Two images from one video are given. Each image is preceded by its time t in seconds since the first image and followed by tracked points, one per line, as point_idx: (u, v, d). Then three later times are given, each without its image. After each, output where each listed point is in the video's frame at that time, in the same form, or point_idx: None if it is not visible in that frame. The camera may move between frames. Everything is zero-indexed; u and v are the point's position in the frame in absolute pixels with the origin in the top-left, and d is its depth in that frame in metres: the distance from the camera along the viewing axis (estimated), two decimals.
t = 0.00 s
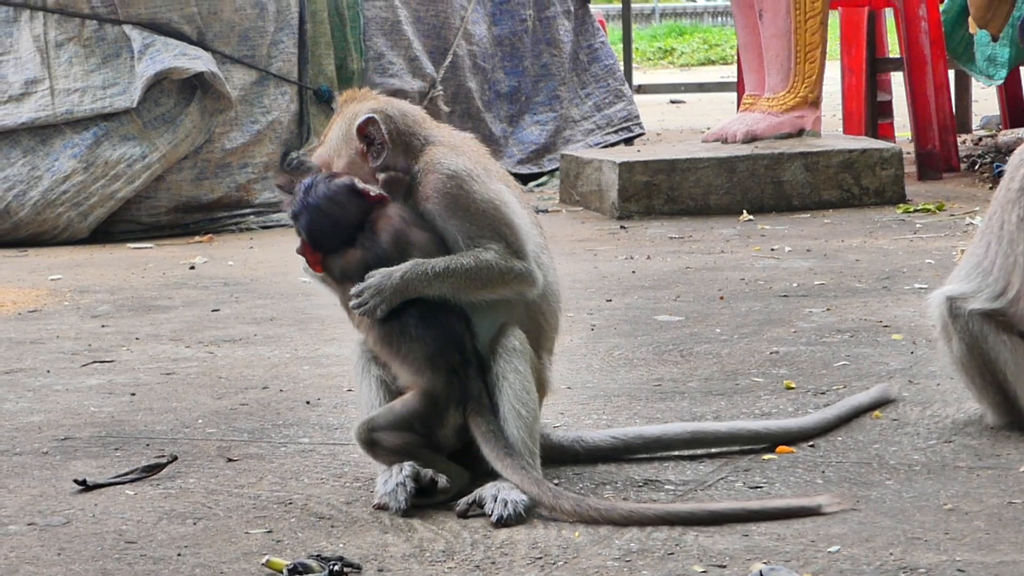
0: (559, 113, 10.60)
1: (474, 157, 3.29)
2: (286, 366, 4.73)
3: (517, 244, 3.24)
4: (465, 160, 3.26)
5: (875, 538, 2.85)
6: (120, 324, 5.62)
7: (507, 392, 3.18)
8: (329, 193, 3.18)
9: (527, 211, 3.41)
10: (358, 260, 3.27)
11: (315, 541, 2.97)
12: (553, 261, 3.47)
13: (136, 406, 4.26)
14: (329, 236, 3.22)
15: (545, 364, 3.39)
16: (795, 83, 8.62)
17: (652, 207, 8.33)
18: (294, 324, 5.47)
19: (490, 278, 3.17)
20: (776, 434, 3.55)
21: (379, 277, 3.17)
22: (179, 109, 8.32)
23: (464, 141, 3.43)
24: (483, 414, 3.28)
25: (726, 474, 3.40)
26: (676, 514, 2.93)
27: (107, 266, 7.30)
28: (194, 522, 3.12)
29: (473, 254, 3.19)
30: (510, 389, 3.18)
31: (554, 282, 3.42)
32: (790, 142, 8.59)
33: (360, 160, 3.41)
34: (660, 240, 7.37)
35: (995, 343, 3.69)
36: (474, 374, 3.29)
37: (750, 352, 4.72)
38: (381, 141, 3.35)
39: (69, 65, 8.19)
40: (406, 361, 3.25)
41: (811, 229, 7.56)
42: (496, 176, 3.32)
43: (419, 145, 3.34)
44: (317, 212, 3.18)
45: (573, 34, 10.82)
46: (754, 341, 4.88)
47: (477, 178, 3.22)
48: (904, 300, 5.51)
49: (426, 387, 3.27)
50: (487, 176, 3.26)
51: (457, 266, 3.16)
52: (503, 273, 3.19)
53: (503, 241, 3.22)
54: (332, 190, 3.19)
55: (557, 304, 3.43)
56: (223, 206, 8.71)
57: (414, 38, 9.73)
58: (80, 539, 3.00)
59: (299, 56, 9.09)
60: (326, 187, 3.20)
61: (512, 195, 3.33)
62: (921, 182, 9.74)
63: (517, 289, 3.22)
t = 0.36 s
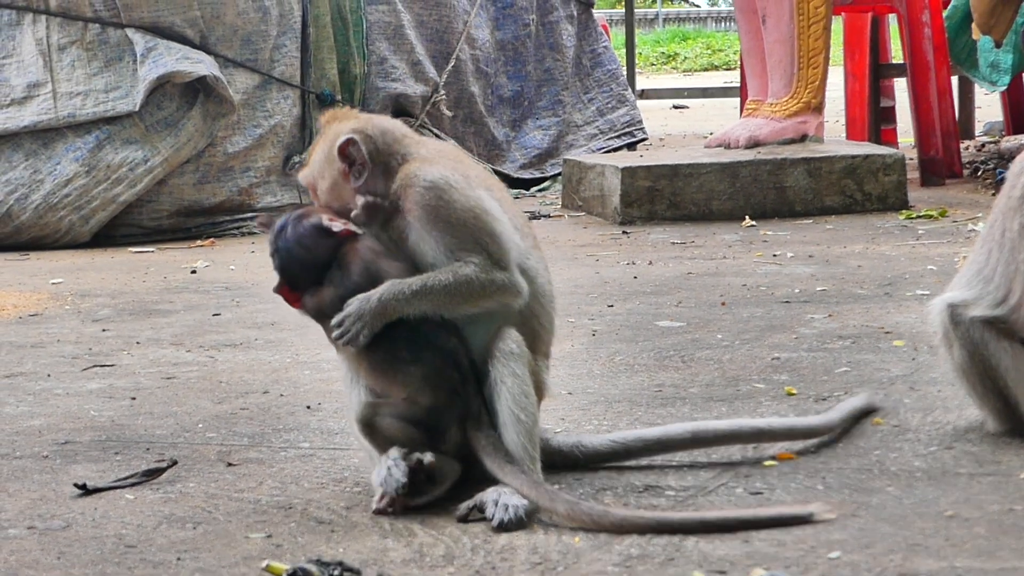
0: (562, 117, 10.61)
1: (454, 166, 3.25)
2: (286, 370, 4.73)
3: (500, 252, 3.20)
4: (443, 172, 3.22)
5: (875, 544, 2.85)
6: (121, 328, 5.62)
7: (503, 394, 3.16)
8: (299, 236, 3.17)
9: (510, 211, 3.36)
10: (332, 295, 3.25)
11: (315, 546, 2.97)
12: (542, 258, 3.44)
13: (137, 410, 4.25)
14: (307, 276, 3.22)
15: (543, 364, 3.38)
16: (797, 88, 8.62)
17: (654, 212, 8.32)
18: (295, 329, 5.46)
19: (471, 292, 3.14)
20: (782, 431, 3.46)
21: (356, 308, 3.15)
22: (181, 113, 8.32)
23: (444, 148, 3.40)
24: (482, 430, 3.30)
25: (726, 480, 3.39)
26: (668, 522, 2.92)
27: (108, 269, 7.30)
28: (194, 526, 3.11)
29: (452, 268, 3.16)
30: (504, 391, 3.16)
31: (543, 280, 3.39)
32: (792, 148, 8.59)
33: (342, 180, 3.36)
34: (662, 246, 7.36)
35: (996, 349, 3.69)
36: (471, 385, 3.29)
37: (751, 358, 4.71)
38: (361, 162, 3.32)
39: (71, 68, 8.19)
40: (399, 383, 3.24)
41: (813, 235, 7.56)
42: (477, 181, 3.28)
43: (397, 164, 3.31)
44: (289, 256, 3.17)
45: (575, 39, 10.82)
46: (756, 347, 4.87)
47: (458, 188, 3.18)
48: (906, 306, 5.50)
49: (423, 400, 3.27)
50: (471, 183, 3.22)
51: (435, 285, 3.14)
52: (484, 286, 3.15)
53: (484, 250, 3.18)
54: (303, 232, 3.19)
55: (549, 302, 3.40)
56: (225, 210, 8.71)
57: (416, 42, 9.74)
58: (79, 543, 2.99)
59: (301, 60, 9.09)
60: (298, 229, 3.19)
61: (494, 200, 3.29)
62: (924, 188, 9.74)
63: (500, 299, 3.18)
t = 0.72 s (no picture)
0: (562, 121, 10.61)
1: (369, 190, 3.19)
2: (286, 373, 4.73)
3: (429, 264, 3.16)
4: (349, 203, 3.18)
5: (874, 548, 2.85)
6: (121, 330, 5.62)
7: (490, 402, 3.16)
8: (223, 280, 3.19)
9: (451, 214, 3.30)
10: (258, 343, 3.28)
11: (314, 548, 2.97)
12: (499, 253, 3.37)
13: (136, 412, 4.25)
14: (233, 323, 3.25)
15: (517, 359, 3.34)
16: (798, 92, 8.62)
17: (655, 216, 8.32)
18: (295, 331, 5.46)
19: (396, 310, 3.12)
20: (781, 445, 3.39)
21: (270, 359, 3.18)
22: (182, 116, 8.32)
23: (367, 171, 3.33)
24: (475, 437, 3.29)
25: (725, 483, 3.39)
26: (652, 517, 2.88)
27: (109, 272, 7.30)
28: (193, 528, 3.11)
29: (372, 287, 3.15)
30: (492, 401, 3.15)
31: (501, 277, 3.33)
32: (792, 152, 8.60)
33: (280, 216, 3.35)
34: (662, 250, 7.36)
35: (996, 354, 3.68)
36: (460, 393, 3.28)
37: (750, 361, 4.71)
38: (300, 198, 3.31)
39: (72, 71, 8.19)
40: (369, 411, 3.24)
41: (813, 239, 7.56)
42: (401, 200, 3.21)
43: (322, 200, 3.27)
44: (215, 301, 3.19)
45: (576, 43, 10.82)
46: (755, 350, 4.88)
47: (367, 215, 3.13)
48: (905, 310, 5.50)
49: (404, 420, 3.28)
50: (387, 201, 3.18)
51: (349, 307, 3.13)
52: (411, 300, 3.12)
53: (410, 265, 3.14)
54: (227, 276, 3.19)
55: (512, 298, 3.34)
56: (225, 213, 8.72)
57: (417, 45, 9.75)
58: (77, 545, 3.00)
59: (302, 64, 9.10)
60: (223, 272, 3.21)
61: (424, 213, 3.22)
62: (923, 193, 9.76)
63: (433, 312, 3.15)
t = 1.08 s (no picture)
0: (560, 124, 10.62)
1: (348, 196, 3.29)
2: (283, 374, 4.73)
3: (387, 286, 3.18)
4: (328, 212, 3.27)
5: (870, 550, 2.85)
6: (117, 331, 5.62)
7: (469, 406, 3.15)
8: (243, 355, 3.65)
9: (436, 220, 3.28)
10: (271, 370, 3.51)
11: (309, 549, 2.96)
12: (488, 259, 3.32)
13: (132, 413, 4.25)
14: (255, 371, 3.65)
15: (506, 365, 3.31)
16: (795, 95, 8.63)
17: (652, 219, 8.32)
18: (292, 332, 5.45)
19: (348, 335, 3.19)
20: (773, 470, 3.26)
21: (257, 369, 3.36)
22: (179, 117, 8.32)
23: (355, 175, 3.43)
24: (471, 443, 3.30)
25: (720, 488, 3.38)
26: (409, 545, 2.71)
27: (105, 273, 7.31)
28: (188, 529, 3.11)
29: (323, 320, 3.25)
30: (471, 406, 3.14)
31: (485, 283, 3.29)
32: (790, 155, 8.60)
33: (291, 234, 3.60)
34: (659, 252, 7.36)
35: (992, 357, 3.69)
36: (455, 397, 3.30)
37: (747, 364, 4.71)
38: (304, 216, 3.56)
39: (69, 72, 8.19)
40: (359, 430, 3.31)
41: (810, 242, 7.57)
42: (381, 204, 3.27)
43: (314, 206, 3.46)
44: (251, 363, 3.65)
45: (574, 46, 10.85)
46: (751, 353, 4.88)
47: (338, 226, 3.21)
48: (902, 313, 5.51)
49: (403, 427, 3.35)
50: (350, 218, 3.22)
51: (297, 349, 3.28)
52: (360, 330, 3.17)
53: (367, 288, 3.17)
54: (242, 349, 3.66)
55: (498, 304, 3.30)
56: (223, 215, 8.71)
57: (415, 48, 9.76)
58: (73, 545, 2.99)
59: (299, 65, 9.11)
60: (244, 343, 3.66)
61: (402, 218, 3.25)
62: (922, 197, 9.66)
63: (386, 336, 3.18)
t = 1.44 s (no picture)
0: (558, 125, 10.61)
1: (390, 202, 3.22)
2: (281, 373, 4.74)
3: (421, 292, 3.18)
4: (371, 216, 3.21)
5: (868, 549, 2.86)
6: (116, 330, 5.63)
7: (479, 405, 3.18)
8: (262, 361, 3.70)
9: (479, 229, 3.25)
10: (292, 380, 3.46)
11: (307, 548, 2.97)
12: (523, 271, 3.31)
13: (132, 411, 4.26)
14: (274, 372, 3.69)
15: (523, 371, 3.34)
16: (795, 96, 8.64)
17: (651, 219, 8.31)
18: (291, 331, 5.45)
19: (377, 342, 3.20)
20: (765, 485, 3.28)
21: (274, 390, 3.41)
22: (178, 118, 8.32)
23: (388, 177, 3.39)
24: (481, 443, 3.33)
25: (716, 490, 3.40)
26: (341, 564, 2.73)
27: (104, 272, 7.31)
28: (187, 527, 3.12)
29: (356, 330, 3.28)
30: (480, 404, 3.17)
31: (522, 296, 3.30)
32: (789, 156, 8.62)
33: (315, 237, 3.51)
34: (658, 253, 7.37)
35: (990, 358, 3.68)
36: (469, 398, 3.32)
37: (745, 364, 4.72)
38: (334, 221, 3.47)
39: (68, 72, 8.20)
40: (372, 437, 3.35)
41: (809, 243, 7.58)
42: (422, 209, 3.22)
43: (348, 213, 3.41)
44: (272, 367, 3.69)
45: (573, 46, 10.82)
46: (749, 353, 4.89)
47: (383, 234, 3.16)
48: (900, 313, 5.52)
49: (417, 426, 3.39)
50: (394, 222, 3.17)
51: (326, 363, 3.30)
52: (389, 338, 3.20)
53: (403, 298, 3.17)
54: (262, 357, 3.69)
55: (530, 316, 3.31)
56: (222, 215, 8.72)
57: (414, 49, 9.81)
58: (72, 543, 3.00)
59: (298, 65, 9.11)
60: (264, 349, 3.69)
61: (445, 227, 3.21)
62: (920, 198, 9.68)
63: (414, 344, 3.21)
